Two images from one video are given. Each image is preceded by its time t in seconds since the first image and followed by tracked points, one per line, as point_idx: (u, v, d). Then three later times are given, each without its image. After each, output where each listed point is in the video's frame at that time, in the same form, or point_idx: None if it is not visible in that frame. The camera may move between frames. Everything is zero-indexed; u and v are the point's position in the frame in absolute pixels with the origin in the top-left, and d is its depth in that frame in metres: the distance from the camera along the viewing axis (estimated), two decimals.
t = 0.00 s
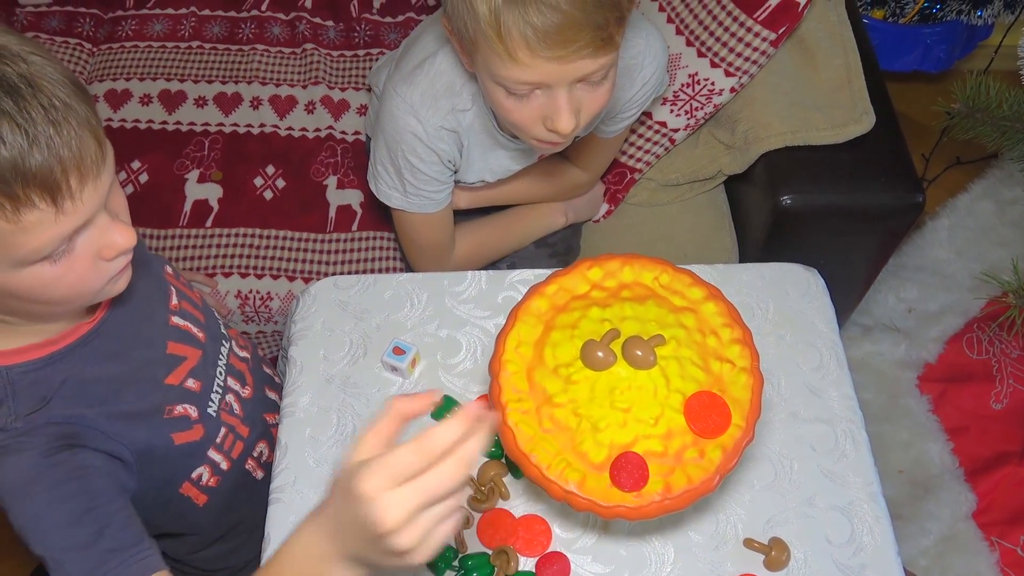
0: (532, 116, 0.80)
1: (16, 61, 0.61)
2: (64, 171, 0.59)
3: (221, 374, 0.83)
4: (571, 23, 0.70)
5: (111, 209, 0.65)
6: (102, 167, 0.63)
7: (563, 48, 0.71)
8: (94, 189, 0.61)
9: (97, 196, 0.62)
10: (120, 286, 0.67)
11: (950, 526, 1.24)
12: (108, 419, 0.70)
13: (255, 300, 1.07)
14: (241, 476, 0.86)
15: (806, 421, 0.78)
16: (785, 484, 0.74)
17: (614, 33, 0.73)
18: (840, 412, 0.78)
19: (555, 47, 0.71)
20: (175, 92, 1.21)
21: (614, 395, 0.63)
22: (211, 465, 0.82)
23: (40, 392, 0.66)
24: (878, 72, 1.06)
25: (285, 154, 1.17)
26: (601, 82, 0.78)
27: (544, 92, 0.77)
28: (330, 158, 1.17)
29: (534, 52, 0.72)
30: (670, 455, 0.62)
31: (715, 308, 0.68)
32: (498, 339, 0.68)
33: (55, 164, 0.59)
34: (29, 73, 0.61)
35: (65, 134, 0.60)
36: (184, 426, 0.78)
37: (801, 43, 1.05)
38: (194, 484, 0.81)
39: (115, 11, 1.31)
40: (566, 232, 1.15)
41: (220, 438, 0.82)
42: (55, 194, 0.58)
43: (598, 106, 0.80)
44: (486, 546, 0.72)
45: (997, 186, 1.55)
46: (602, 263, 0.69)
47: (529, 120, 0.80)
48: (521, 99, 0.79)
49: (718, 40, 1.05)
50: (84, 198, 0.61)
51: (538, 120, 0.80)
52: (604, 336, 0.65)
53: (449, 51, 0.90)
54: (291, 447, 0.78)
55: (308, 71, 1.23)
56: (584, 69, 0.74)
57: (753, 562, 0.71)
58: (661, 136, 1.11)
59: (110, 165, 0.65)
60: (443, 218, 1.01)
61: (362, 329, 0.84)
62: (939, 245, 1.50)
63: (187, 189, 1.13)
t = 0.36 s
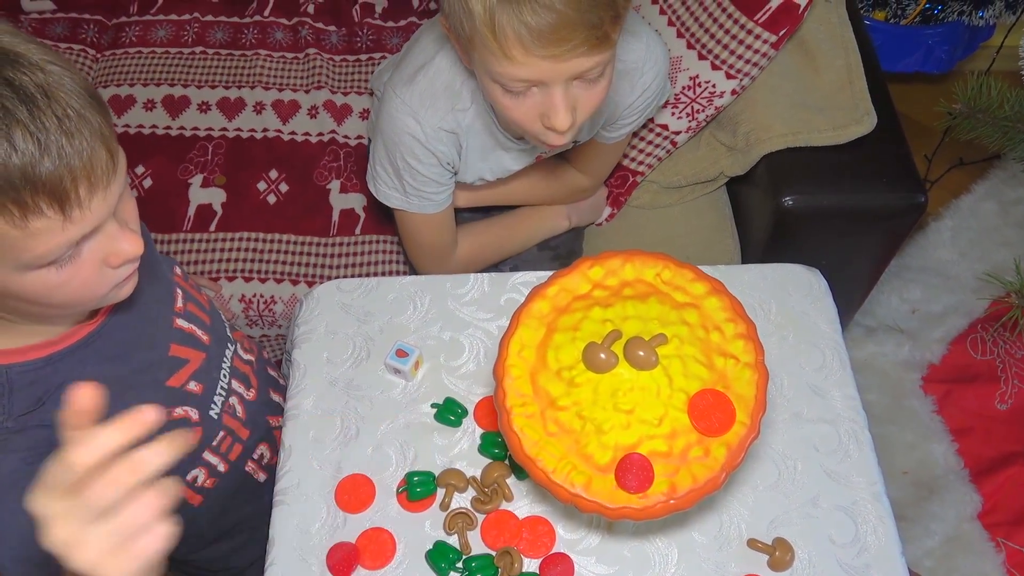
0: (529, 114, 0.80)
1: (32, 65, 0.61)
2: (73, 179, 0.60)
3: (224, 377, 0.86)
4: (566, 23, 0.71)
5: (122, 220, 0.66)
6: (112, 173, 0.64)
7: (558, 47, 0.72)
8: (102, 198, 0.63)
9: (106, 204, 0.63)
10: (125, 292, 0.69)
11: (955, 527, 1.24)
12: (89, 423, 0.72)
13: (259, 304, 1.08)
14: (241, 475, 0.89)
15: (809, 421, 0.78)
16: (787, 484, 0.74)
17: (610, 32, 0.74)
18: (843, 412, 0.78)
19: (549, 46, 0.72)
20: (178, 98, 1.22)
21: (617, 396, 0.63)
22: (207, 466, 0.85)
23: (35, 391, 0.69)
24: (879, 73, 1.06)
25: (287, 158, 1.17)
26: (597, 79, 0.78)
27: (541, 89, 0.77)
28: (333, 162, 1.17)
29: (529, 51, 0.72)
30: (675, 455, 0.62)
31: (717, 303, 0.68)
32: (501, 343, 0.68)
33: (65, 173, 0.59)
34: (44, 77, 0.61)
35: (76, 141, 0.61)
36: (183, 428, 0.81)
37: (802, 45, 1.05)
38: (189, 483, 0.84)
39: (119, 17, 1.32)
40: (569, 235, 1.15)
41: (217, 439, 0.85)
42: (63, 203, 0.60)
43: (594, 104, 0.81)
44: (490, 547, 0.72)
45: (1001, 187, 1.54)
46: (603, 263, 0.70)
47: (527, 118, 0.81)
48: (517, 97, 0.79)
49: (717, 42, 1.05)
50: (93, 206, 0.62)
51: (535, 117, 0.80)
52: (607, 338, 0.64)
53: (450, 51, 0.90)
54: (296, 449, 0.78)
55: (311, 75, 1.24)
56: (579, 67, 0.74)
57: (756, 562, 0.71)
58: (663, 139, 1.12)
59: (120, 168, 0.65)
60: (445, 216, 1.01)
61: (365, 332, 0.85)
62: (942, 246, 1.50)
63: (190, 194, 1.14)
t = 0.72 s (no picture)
0: None
1: (31, 43, 0.60)
2: (67, 153, 0.59)
3: (230, 372, 0.86)
4: None
5: (120, 201, 0.65)
6: (109, 152, 0.62)
7: None
8: (98, 175, 0.61)
9: (102, 182, 0.62)
10: (124, 278, 0.68)
11: (961, 527, 1.24)
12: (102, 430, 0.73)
13: (268, 305, 1.09)
14: (242, 469, 0.91)
15: (815, 419, 0.78)
16: (793, 481, 0.75)
17: None
18: (849, 409, 0.79)
19: None
20: (189, 102, 1.23)
21: (625, 393, 0.63)
22: (206, 458, 0.85)
23: (29, 376, 0.67)
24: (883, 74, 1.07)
25: (296, 161, 1.18)
26: None
27: None
28: (342, 165, 1.18)
29: None
30: (684, 450, 0.63)
31: (722, 303, 0.69)
32: (510, 342, 0.69)
33: (57, 146, 0.58)
34: (41, 54, 0.60)
35: (70, 115, 0.59)
36: (183, 422, 0.81)
37: (802, 45, 1.06)
38: (183, 473, 0.85)
39: (129, 22, 1.34)
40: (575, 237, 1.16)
41: (217, 434, 0.85)
42: (56, 177, 0.58)
43: None
44: (500, 544, 0.73)
45: (1004, 188, 1.55)
46: (608, 264, 0.71)
47: None
48: None
49: (721, 42, 1.06)
50: (89, 182, 0.60)
51: None
52: (614, 335, 0.65)
53: None
54: (306, 447, 0.79)
55: (320, 80, 1.26)
56: None
57: (763, 558, 0.71)
58: (665, 136, 1.12)
59: (118, 147, 0.64)
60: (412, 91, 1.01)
61: (375, 332, 0.85)
62: (946, 247, 1.51)
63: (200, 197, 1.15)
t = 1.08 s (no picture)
0: None
1: (32, 9, 0.64)
2: (59, 111, 0.63)
3: (230, 353, 0.85)
4: None
5: (127, 163, 0.69)
6: (105, 112, 0.66)
7: None
8: (92, 134, 0.65)
9: (96, 142, 0.65)
10: (129, 239, 0.71)
11: (970, 527, 1.26)
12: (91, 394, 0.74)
13: (290, 309, 1.11)
14: (228, 447, 0.90)
15: (830, 410, 0.81)
16: (810, 470, 0.77)
17: None
18: (862, 402, 0.81)
19: None
20: (213, 115, 1.27)
21: (650, 381, 0.66)
22: (191, 430, 0.85)
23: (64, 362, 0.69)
24: (886, 82, 1.11)
25: (317, 172, 1.22)
26: None
27: None
28: (363, 176, 1.22)
29: None
30: (708, 435, 0.65)
31: (740, 292, 0.72)
32: (536, 334, 0.71)
33: (48, 104, 0.62)
34: (43, 21, 0.65)
35: (63, 79, 0.63)
36: (171, 393, 0.80)
37: (806, 54, 1.08)
38: (168, 440, 0.85)
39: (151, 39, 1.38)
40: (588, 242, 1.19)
41: (204, 408, 0.84)
42: (49, 132, 0.62)
43: None
44: (526, 532, 0.75)
45: (1006, 196, 1.58)
46: (629, 256, 0.73)
47: None
48: None
49: (725, 49, 1.06)
50: (84, 140, 0.65)
51: None
52: (638, 325, 0.67)
53: None
54: (336, 441, 0.81)
55: (340, 96, 1.30)
56: None
57: (784, 545, 0.73)
58: (672, 141, 1.12)
59: (117, 109, 0.67)
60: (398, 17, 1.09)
61: (400, 331, 0.88)
62: (949, 255, 1.54)
63: (225, 206, 1.18)
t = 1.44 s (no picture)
0: None
1: (86, 34, 0.68)
2: (98, 126, 0.66)
3: (231, 395, 0.87)
4: None
5: (162, 184, 0.72)
6: (143, 131, 0.69)
7: None
8: (129, 150, 0.68)
9: (133, 159, 0.68)
10: (158, 259, 0.74)
11: (973, 525, 1.30)
12: (102, 413, 0.77)
13: (318, 321, 1.16)
14: (206, 486, 0.90)
15: (840, 396, 0.86)
16: (825, 450, 0.82)
17: None
18: (870, 387, 0.87)
19: None
20: (240, 142, 1.33)
21: (679, 360, 0.71)
22: (176, 459, 0.86)
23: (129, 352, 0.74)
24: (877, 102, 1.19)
25: (341, 193, 1.28)
26: None
27: None
28: (385, 197, 1.28)
29: None
30: (735, 407, 0.71)
31: (756, 280, 0.77)
32: (569, 323, 0.77)
33: (91, 122, 0.65)
34: (93, 45, 0.68)
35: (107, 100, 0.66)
36: (173, 423, 0.83)
37: (801, 75, 1.17)
38: (152, 464, 0.85)
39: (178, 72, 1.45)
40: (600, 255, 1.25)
41: (194, 442, 0.86)
42: (88, 145, 0.65)
43: None
44: (561, 511, 0.79)
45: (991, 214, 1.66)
46: (652, 251, 0.79)
47: None
48: None
49: (727, 71, 1.15)
50: (122, 157, 0.68)
51: None
52: (665, 310, 0.73)
53: None
54: (377, 432, 0.85)
55: (360, 123, 1.37)
56: None
57: (804, 519, 0.78)
58: (679, 157, 1.20)
59: (154, 130, 0.71)
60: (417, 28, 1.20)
61: (433, 330, 0.93)
62: (939, 269, 1.62)
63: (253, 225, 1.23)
